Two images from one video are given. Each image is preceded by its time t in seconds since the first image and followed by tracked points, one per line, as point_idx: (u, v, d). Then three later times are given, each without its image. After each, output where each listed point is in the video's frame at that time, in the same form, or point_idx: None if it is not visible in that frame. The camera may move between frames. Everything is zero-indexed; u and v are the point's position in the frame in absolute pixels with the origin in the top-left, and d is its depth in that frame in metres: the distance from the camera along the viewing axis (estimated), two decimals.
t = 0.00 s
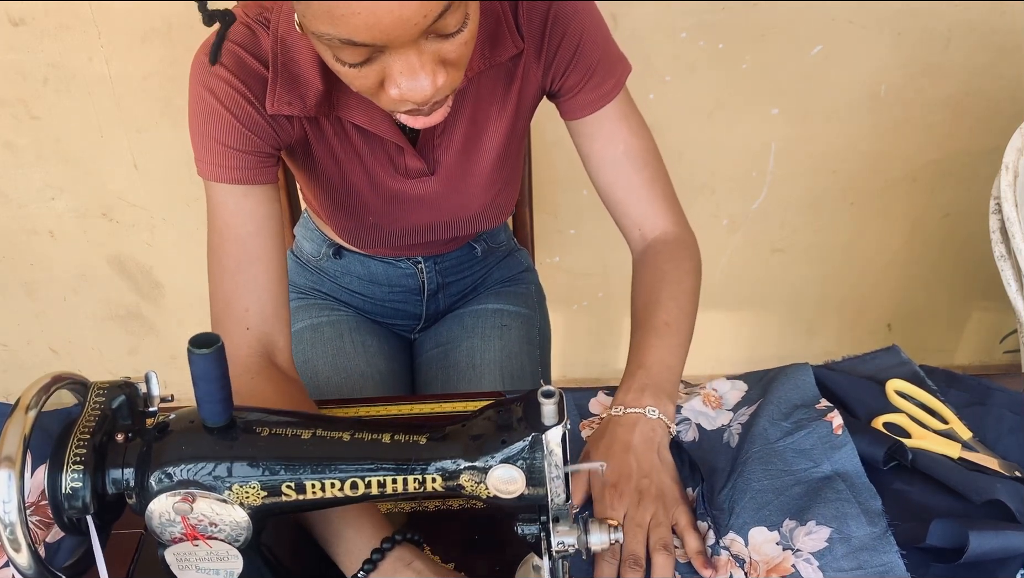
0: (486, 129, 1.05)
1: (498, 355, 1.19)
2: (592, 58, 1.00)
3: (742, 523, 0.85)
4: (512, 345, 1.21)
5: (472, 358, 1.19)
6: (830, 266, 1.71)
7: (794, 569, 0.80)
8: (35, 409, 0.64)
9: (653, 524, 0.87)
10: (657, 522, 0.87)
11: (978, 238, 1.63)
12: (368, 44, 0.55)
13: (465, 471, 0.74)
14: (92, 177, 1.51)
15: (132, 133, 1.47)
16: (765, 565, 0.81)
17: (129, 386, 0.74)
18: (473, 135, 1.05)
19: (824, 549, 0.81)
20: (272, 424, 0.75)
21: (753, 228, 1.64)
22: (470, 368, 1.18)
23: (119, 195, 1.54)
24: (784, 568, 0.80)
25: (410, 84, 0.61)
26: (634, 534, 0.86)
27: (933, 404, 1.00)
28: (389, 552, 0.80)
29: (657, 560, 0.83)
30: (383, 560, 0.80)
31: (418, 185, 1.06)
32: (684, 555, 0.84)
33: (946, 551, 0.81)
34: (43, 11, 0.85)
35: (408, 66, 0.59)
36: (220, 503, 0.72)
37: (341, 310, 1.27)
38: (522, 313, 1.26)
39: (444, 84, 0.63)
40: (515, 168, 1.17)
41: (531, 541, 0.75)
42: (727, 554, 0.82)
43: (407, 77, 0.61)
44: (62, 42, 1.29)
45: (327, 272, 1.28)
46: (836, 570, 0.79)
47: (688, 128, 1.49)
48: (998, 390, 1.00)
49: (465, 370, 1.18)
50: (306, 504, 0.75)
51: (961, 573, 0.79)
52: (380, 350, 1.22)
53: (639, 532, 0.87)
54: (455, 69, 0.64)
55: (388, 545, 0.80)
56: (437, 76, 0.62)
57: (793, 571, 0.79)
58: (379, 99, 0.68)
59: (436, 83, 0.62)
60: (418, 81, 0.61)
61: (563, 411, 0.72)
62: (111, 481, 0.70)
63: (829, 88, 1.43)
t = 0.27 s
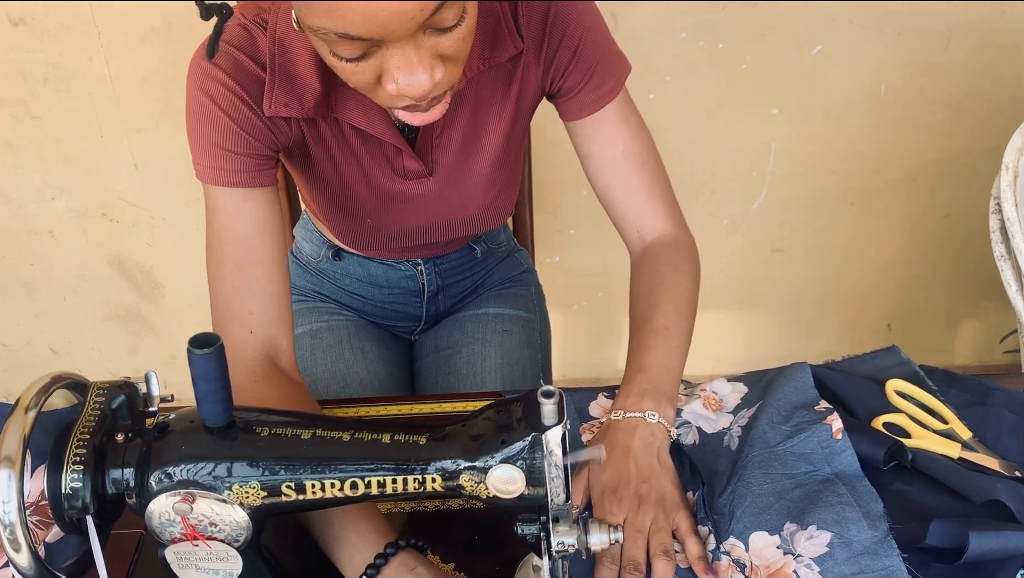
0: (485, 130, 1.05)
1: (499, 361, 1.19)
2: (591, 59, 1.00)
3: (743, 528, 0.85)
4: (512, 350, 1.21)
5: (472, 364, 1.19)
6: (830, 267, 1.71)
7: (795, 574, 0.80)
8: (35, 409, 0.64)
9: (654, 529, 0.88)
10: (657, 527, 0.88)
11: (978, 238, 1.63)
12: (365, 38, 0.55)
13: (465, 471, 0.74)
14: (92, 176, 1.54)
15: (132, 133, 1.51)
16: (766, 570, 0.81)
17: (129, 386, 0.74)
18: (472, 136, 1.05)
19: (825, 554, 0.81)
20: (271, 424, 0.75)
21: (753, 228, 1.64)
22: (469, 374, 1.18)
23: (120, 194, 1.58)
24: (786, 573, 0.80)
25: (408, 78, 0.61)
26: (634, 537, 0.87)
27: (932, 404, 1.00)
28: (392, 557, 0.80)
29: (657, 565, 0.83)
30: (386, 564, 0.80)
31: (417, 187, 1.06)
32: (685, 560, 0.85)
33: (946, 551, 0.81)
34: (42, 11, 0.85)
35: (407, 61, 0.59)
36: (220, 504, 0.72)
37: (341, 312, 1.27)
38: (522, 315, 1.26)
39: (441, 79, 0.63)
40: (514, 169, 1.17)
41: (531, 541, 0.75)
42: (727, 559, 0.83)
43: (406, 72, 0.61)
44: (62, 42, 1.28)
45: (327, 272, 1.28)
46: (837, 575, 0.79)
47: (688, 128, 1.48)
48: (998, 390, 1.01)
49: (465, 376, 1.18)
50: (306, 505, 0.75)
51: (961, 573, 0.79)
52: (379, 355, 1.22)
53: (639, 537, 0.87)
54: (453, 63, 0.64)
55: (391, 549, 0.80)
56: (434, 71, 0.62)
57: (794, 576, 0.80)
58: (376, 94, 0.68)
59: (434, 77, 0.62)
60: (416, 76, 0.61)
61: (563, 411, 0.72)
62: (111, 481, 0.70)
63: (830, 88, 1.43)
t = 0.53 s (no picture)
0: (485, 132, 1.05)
1: (500, 359, 1.19)
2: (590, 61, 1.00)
3: (743, 529, 0.85)
4: (512, 348, 1.21)
5: (472, 364, 1.19)
6: (829, 267, 1.71)
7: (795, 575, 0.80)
8: (35, 409, 0.64)
9: (654, 530, 0.87)
10: (657, 528, 0.88)
11: (978, 238, 1.63)
12: (350, 40, 0.56)
13: (465, 471, 0.74)
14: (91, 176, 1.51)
15: (132, 134, 1.46)
16: (767, 571, 0.81)
17: (129, 386, 0.75)
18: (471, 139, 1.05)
19: (825, 555, 0.81)
20: (271, 424, 0.75)
21: (753, 228, 1.64)
22: (470, 372, 1.18)
23: (118, 196, 1.54)
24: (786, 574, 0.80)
25: (397, 81, 0.62)
26: (634, 539, 0.87)
27: (932, 404, 1.00)
28: (393, 558, 0.80)
29: (656, 566, 0.83)
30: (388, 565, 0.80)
31: (417, 188, 1.06)
32: (684, 562, 0.84)
33: (946, 551, 0.81)
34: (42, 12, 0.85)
35: (396, 64, 0.60)
36: (220, 503, 0.72)
37: (341, 312, 1.27)
38: (522, 316, 1.26)
39: (430, 82, 0.64)
40: (514, 172, 1.17)
41: (531, 541, 0.76)
42: (728, 560, 0.83)
43: (395, 73, 0.61)
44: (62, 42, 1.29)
45: (327, 273, 1.28)
46: None
47: (688, 129, 1.49)
48: (997, 390, 1.01)
49: (465, 373, 1.18)
50: (307, 505, 0.75)
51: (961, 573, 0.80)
52: (379, 354, 1.22)
53: (639, 539, 0.87)
54: (445, 68, 0.65)
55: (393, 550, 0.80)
56: (422, 74, 0.62)
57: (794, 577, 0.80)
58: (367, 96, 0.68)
59: (423, 80, 0.63)
60: (405, 78, 0.62)
61: (563, 411, 0.72)
62: (111, 480, 0.71)
63: (828, 88, 1.43)
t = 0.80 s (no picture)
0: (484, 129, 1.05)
1: (500, 356, 1.19)
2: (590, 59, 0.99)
3: (744, 530, 0.85)
4: (512, 346, 1.21)
5: (472, 361, 1.19)
6: (829, 267, 1.72)
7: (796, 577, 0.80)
8: (35, 409, 0.64)
9: (654, 531, 0.88)
10: (658, 529, 0.88)
11: (978, 237, 1.63)
12: (317, 18, 0.53)
13: (465, 471, 0.74)
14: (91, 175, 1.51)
15: (132, 133, 1.46)
16: (767, 572, 0.81)
17: (129, 386, 0.75)
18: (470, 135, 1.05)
19: (826, 557, 0.81)
20: (271, 424, 0.75)
21: (753, 228, 1.64)
22: (469, 369, 1.18)
23: (117, 195, 1.53)
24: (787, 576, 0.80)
25: (366, 63, 0.58)
26: (634, 541, 0.87)
27: (932, 404, 1.01)
28: (395, 556, 0.80)
29: (656, 568, 0.83)
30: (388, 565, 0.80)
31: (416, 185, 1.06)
32: (684, 564, 0.85)
33: (946, 551, 0.81)
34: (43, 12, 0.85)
35: (363, 44, 0.56)
36: (219, 503, 0.72)
37: (341, 312, 1.27)
38: (522, 315, 1.26)
39: (403, 67, 0.60)
40: (513, 167, 1.17)
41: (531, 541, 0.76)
42: (728, 560, 0.83)
43: (362, 54, 0.58)
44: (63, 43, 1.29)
45: (327, 272, 1.28)
46: None
47: (688, 129, 1.49)
48: (996, 390, 1.01)
49: (465, 370, 1.18)
50: (307, 504, 0.75)
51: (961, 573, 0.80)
52: (379, 352, 1.22)
53: (639, 541, 0.87)
54: (420, 52, 0.61)
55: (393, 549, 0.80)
56: (395, 57, 0.59)
57: None
58: (341, 78, 0.65)
59: (394, 63, 0.59)
60: (376, 62, 0.58)
61: (563, 411, 0.72)
62: (111, 480, 0.71)
63: (829, 88, 1.43)
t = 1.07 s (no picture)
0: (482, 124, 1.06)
1: (500, 357, 1.19)
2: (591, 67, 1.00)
3: (751, 527, 0.90)
4: (513, 345, 1.21)
5: (472, 361, 1.19)
6: (829, 267, 1.72)
7: (802, 573, 0.84)
8: (34, 409, 0.64)
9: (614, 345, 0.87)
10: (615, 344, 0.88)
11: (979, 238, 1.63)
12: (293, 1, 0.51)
13: (464, 471, 0.74)
14: (91, 176, 1.54)
15: (132, 134, 1.48)
16: (773, 569, 0.85)
17: (129, 386, 0.75)
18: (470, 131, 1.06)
19: (828, 556, 0.85)
20: (271, 424, 0.75)
21: (753, 229, 1.63)
22: (470, 370, 1.18)
23: (118, 195, 1.57)
24: (792, 572, 0.84)
25: (341, 50, 0.56)
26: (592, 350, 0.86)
27: (932, 404, 1.04)
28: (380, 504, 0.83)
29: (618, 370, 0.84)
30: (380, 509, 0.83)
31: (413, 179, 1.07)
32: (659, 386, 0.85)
33: (945, 550, 0.86)
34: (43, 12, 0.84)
35: (338, 31, 0.54)
36: (219, 503, 0.72)
37: (341, 311, 1.26)
38: (523, 314, 1.26)
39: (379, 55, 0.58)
40: (513, 164, 1.18)
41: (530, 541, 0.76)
42: (735, 556, 0.87)
43: (337, 41, 0.56)
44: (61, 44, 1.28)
45: (328, 272, 1.28)
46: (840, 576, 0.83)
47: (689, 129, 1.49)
48: (996, 391, 1.03)
49: (465, 371, 1.18)
50: (306, 504, 0.75)
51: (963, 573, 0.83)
52: (381, 353, 1.22)
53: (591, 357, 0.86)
54: (397, 43, 0.59)
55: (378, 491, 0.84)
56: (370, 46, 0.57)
57: (800, 575, 0.84)
58: (317, 61, 0.64)
59: (367, 52, 0.57)
60: (351, 50, 0.56)
61: (562, 411, 0.72)
62: (111, 481, 0.71)
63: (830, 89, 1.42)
